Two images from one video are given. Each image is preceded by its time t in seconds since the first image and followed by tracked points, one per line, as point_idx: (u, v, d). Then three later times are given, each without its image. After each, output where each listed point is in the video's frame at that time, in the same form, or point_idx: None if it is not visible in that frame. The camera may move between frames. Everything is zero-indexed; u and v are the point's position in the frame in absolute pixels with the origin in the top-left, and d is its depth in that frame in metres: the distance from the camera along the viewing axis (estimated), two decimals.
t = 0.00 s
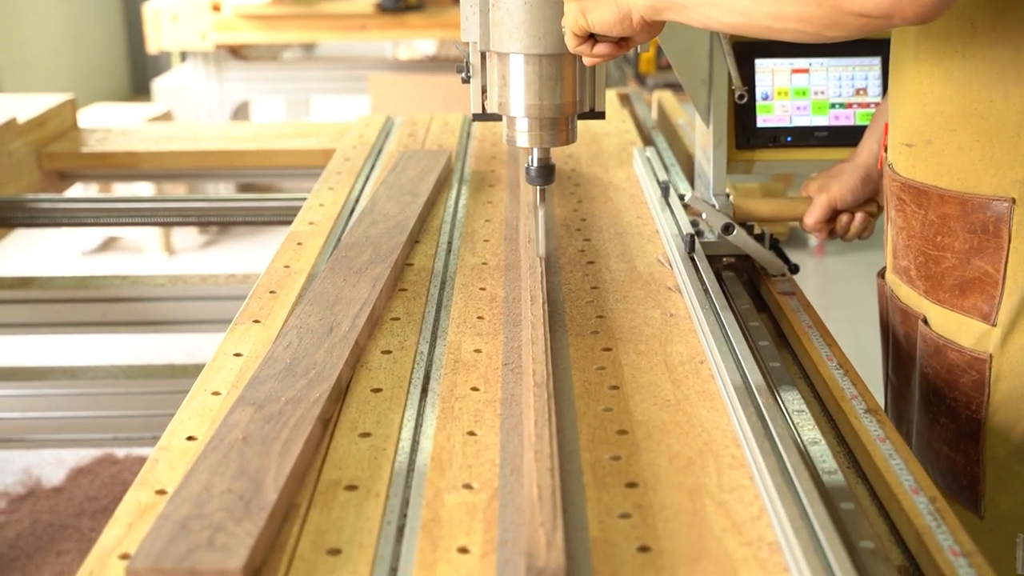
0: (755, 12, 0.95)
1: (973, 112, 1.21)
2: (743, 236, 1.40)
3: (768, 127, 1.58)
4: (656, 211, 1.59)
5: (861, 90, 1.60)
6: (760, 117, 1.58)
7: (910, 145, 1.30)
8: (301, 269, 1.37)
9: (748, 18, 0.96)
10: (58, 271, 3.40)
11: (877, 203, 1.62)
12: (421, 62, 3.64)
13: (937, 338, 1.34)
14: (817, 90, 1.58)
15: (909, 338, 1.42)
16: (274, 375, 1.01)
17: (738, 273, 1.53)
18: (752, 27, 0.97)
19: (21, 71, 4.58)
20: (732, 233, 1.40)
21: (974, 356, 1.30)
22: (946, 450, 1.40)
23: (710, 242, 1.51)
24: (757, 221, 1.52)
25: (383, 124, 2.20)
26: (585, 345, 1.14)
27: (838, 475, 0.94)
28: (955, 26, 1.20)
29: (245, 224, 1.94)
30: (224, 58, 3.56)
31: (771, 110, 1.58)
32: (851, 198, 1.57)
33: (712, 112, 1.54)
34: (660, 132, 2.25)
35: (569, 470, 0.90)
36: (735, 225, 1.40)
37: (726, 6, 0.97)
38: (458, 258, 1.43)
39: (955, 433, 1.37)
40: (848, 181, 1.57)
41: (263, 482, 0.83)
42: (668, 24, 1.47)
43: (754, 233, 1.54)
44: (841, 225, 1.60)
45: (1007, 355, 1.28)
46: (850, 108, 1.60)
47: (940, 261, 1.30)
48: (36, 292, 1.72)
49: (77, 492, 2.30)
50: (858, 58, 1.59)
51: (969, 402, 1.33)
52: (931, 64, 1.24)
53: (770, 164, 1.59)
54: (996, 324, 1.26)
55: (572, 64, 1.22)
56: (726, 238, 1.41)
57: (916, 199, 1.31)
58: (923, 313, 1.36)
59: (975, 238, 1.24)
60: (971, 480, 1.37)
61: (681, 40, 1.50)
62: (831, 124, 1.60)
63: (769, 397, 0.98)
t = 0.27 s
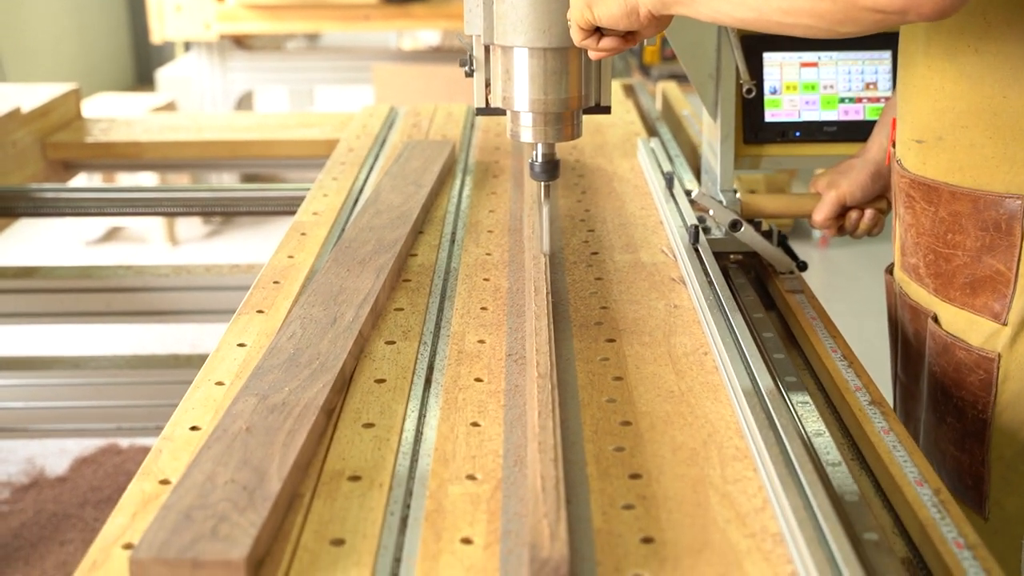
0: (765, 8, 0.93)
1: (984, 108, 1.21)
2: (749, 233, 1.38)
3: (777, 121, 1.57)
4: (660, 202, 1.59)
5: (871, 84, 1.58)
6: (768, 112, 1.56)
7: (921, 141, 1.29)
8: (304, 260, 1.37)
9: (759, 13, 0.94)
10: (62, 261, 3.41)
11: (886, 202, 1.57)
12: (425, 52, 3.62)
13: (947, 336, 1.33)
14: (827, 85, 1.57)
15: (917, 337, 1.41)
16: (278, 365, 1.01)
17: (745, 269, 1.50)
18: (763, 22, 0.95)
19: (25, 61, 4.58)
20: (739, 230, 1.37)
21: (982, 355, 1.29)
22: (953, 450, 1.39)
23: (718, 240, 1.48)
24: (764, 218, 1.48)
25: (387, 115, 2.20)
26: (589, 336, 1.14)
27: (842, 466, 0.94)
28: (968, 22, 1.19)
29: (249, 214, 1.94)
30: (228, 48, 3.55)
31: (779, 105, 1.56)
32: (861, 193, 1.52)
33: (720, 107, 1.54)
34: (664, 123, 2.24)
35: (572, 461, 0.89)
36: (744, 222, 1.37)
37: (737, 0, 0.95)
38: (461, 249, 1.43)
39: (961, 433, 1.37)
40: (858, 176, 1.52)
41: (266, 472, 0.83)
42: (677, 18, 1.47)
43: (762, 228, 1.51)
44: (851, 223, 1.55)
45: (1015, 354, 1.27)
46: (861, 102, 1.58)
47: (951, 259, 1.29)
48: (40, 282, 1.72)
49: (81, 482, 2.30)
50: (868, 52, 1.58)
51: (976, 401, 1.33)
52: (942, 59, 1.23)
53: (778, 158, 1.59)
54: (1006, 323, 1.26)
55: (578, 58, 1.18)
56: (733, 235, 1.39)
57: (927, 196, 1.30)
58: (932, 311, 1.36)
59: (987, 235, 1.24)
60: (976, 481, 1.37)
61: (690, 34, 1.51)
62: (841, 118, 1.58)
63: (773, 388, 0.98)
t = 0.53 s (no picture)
0: (766, 7, 0.91)
1: (988, 114, 1.19)
2: (753, 232, 1.36)
3: (782, 118, 1.52)
4: (661, 194, 1.58)
5: (879, 80, 1.53)
6: (773, 108, 1.52)
7: (928, 145, 1.28)
8: (304, 249, 1.37)
9: (760, 13, 0.92)
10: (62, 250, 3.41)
11: (895, 200, 1.55)
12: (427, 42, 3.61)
13: (946, 350, 1.33)
14: (834, 80, 1.52)
15: (923, 348, 1.42)
16: (278, 354, 1.01)
17: (749, 267, 1.48)
18: (764, 22, 0.93)
19: (27, 48, 4.58)
20: (744, 228, 1.36)
21: (978, 372, 1.29)
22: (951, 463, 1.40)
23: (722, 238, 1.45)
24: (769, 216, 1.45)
25: (388, 105, 2.19)
26: (589, 326, 1.14)
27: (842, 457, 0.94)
28: (972, 25, 1.17)
29: (249, 204, 1.94)
30: (229, 37, 3.54)
31: (785, 101, 1.52)
32: (868, 192, 1.50)
33: (724, 103, 1.49)
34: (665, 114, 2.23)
35: (572, 451, 0.89)
36: (747, 219, 1.36)
37: None
38: (462, 239, 1.43)
39: (958, 450, 1.37)
40: (865, 175, 1.49)
41: (265, 461, 0.83)
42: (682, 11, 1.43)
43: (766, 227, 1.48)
44: (858, 222, 1.52)
45: (1011, 373, 1.26)
46: (868, 98, 1.53)
47: (953, 269, 1.28)
48: (40, 270, 1.72)
49: (80, 470, 2.31)
50: (877, 47, 1.53)
51: (973, 419, 1.33)
52: (949, 61, 1.21)
53: (783, 155, 1.54)
54: (1002, 339, 1.25)
55: (580, 53, 1.15)
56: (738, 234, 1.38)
57: (932, 204, 1.29)
58: (936, 323, 1.36)
59: (987, 247, 1.23)
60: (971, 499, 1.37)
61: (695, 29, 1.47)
62: (848, 115, 1.53)
63: (773, 379, 0.98)
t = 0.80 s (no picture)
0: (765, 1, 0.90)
1: (1008, 115, 1.13)
2: (758, 229, 1.32)
3: (787, 113, 1.51)
4: (662, 186, 1.58)
5: (885, 75, 1.53)
6: (778, 103, 1.51)
7: (949, 146, 1.23)
8: (305, 240, 1.37)
9: (759, 6, 0.91)
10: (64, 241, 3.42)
11: (902, 198, 1.47)
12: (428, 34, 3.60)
13: (963, 359, 1.27)
14: (839, 75, 1.52)
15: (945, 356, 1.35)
16: (279, 345, 1.01)
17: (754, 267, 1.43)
18: (763, 16, 0.92)
19: (28, 38, 4.58)
20: (748, 226, 1.32)
21: (997, 383, 1.22)
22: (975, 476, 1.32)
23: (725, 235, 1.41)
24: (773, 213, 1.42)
25: (389, 97, 2.19)
26: (589, 317, 1.14)
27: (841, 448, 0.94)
28: (995, 20, 1.11)
29: (250, 195, 1.94)
30: (230, 29, 3.54)
31: (790, 96, 1.51)
32: (875, 189, 1.43)
33: (728, 98, 1.47)
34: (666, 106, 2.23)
35: (572, 441, 0.90)
36: (752, 217, 1.32)
37: None
38: (463, 230, 1.43)
39: (980, 464, 1.30)
40: (871, 171, 1.43)
41: (266, 450, 0.83)
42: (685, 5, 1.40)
43: (770, 223, 1.42)
44: (863, 219, 1.45)
45: None
46: (874, 93, 1.53)
47: (970, 276, 1.23)
48: (40, 261, 1.72)
49: (81, 460, 2.31)
50: (881, 43, 1.53)
51: (994, 431, 1.26)
52: (972, 57, 1.15)
53: (787, 151, 1.52)
54: (1018, 350, 1.19)
55: (582, 48, 1.13)
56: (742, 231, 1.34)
57: (952, 207, 1.24)
58: (955, 331, 1.30)
59: (1004, 253, 1.17)
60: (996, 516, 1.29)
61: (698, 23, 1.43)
62: (853, 110, 1.53)
63: (773, 370, 0.98)
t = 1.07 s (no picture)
0: None
1: None
2: (765, 218, 1.32)
3: (795, 101, 1.50)
4: (667, 171, 1.58)
5: (894, 62, 1.51)
6: (786, 91, 1.50)
7: (982, 128, 1.14)
8: (311, 225, 1.37)
9: None
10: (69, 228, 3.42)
11: (912, 187, 1.43)
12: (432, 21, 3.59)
13: (998, 344, 1.17)
14: (848, 63, 1.50)
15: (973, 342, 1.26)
16: (284, 328, 1.02)
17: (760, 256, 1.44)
18: None
19: (32, 25, 4.57)
20: (755, 215, 1.32)
21: None
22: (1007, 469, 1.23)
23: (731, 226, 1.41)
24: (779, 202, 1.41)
25: (394, 83, 2.19)
26: (594, 302, 1.14)
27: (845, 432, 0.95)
28: None
29: (254, 181, 1.93)
30: (234, 16, 3.52)
31: (798, 84, 1.50)
32: (883, 179, 1.39)
33: (735, 86, 1.46)
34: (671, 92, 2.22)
35: (577, 424, 0.90)
36: (758, 205, 1.32)
37: None
38: (467, 215, 1.43)
39: (1016, 450, 1.20)
40: (880, 161, 1.38)
41: (272, 432, 0.83)
42: None
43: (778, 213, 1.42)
44: (872, 208, 1.42)
45: None
46: (883, 81, 1.51)
47: (1006, 259, 1.13)
48: (46, 247, 1.73)
49: (87, 446, 2.32)
50: (890, 29, 1.51)
51: None
52: (1003, 36, 1.09)
53: (795, 140, 1.51)
54: None
55: (587, 35, 1.09)
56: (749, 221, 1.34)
57: (985, 189, 1.14)
58: (988, 316, 1.20)
59: None
60: None
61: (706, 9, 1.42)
62: (862, 99, 1.51)
63: (778, 354, 0.98)
